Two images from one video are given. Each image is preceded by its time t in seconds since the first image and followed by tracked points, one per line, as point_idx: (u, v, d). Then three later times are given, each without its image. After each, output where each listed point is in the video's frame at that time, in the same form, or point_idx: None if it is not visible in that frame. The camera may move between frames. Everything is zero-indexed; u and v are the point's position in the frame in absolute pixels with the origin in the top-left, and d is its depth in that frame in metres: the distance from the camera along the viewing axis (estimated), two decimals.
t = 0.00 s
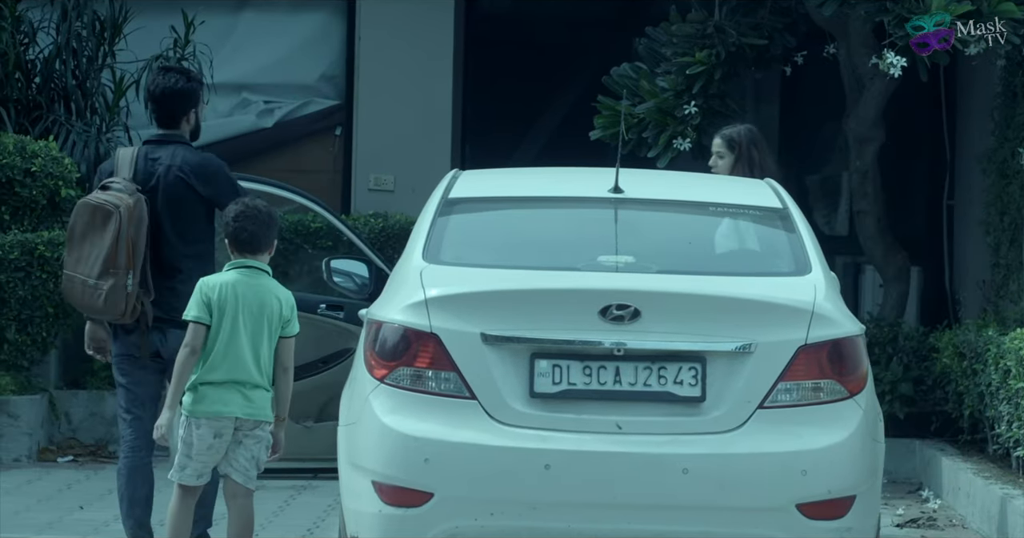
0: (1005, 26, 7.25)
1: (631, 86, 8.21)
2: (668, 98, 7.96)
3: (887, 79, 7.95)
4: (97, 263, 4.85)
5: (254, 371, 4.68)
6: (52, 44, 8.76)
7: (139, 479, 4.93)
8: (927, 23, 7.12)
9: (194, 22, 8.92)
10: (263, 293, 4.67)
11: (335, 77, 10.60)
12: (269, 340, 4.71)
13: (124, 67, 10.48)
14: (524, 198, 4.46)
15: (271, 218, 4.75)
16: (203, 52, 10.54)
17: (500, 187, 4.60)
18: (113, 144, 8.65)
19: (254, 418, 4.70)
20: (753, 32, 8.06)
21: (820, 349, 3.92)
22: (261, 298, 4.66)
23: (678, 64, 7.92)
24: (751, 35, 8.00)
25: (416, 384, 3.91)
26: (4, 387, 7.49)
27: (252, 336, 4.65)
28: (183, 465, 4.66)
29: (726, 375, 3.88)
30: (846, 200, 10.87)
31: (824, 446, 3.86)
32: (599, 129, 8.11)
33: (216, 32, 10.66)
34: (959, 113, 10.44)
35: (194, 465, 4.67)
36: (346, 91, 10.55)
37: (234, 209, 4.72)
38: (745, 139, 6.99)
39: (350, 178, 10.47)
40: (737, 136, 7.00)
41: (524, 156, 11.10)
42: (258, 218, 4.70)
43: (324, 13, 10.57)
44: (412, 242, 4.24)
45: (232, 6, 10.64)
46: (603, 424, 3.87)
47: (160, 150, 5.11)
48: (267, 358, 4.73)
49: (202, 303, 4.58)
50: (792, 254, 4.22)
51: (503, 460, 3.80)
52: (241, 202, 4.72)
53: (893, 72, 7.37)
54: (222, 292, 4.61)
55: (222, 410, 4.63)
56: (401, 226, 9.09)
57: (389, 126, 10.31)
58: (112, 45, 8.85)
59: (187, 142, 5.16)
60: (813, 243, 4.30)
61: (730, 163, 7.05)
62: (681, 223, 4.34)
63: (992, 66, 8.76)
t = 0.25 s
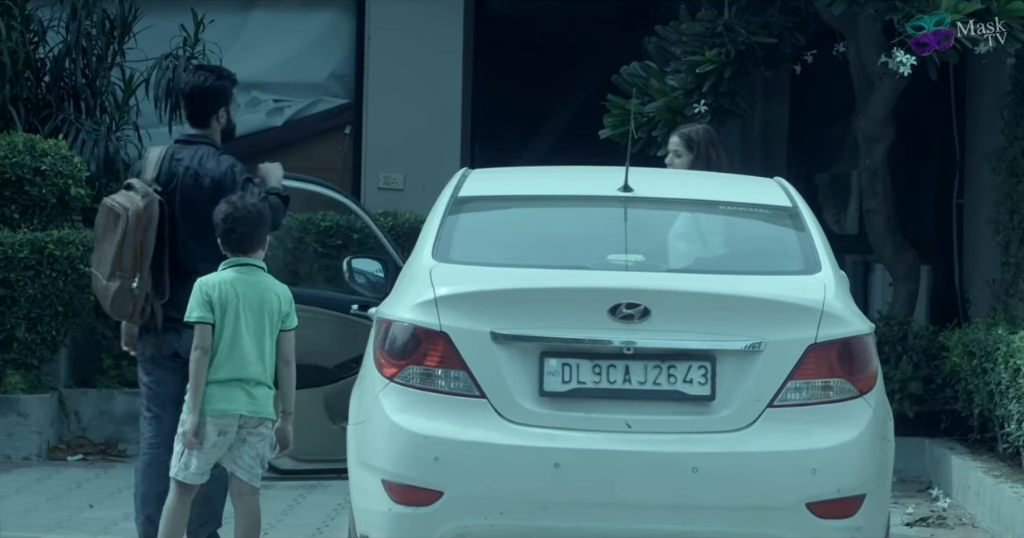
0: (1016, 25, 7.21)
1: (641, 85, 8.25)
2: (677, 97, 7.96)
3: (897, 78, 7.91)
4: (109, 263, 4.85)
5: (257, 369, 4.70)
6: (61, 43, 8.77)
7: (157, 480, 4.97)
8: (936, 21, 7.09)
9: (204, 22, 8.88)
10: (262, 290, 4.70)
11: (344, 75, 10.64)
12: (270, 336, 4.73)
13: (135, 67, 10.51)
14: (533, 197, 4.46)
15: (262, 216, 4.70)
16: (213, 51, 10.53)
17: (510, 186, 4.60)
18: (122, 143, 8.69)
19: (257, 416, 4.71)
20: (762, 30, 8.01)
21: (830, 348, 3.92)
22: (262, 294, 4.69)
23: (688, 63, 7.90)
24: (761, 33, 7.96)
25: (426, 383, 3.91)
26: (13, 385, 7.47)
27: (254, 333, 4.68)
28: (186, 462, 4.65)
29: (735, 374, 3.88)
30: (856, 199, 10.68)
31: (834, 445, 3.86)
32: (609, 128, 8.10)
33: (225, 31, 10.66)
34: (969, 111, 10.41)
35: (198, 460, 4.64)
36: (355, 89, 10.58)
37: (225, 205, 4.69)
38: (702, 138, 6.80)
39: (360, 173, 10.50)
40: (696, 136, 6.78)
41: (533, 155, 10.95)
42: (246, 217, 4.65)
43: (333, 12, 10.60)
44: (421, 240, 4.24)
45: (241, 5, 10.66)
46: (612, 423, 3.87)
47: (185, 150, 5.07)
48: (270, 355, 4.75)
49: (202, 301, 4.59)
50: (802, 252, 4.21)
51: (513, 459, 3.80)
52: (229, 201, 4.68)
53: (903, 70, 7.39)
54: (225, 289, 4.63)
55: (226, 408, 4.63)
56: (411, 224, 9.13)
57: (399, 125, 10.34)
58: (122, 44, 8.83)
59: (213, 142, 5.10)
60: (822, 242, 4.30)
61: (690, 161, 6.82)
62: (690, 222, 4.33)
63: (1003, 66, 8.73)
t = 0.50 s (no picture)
0: None
1: (658, 83, 8.17)
2: (694, 94, 7.94)
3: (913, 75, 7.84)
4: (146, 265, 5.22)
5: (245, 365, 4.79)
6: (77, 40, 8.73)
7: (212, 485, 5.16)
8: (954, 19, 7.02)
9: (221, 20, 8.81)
10: (246, 287, 4.80)
11: (361, 73, 10.40)
12: (256, 333, 4.83)
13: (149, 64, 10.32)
14: (549, 195, 4.46)
15: (240, 213, 4.80)
16: (229, 48, 10.32)
17: (526, 183, 4.60)
18: (138, 141, 8.71)
19: (250, 412, 4.80)
20: (778, 28, 7.95)
21: (846, 346, 3.92)
22: (248, 291, 4.80)
23: (705, 60, 7.88)
24: (777, 31, 7.88)
25: (442, 381, 3.91)
26: (30, 383, 7.49)
27: (242, 331, 4.78)
28: (186, 461, 4.72)
29: (752, 372, 3.88)
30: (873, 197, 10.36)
31: (850, 443, 3.85)
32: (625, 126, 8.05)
33: (241, 29, 10.42)
34: (984, 110, 10.27)
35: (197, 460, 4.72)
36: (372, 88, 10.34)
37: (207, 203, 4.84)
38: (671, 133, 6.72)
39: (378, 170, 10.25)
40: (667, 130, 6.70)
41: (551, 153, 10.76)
42: (228, 215, 4.77)
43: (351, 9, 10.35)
44: (438, 238, 4.25)
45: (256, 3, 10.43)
46: (629, 421, 3.87)
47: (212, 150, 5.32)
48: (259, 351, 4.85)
49: (190, 306, 4.67)
50: (818, 250, 4.21)
51: (529, 456, 3.81)
52: (211, 199, 4.81)
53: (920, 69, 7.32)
54: (210, 289, 4.72)
55: (219, 407, 4.72)
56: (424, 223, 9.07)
57: (413, 126, 10.10)
58: (138, 41, 8.85)
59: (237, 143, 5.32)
60: (839, 239, 4.29)
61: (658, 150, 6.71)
62: (707, 220, 4.33)
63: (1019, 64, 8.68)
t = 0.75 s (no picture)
0: None
1: (677, 79, 7.85)
2: (715, 91, 7.68)
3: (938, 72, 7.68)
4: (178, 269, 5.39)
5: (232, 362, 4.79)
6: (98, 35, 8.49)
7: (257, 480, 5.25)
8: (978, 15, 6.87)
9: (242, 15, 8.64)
10: (227, 282, 4.78)
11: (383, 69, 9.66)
12: (243, 330, 4.82)
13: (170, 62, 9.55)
14: (570, 191, 4.46)
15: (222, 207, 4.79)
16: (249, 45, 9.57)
17: (548, 180, 4.59)
18: (160, 138, 8.43)
19: (239, 407, 4.81)
20: (800, 24, 7.75)
21: (868, 342, 3.92)
22: (229, 286, 4.78)
23: (725, 56, 7.62)
24: (798, 26, 7.68)
25: (464, 377, 3.92)
26: (50, 378, 7.50)
27: (224, 326, 4.77)
28: (182, 457, 4.71)
29: (773, 369, 3.88)
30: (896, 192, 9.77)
31: (872, 439, 3.85)
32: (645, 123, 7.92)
33: (261, 25, 9.67)
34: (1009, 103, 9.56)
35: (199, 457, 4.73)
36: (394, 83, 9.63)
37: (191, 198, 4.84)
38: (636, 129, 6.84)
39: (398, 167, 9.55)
40: (633, 126, 6.82)
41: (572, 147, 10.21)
42: (214, 210, 4.76)
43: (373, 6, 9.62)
44: (459, 235, 4.25)
45: None
46: (651, 417, 3.87)
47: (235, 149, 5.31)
48: (245, 345, 4.84)
49: (173, 303, 4.67)
50: (840, 247, 4.21)
51: (551, 453, 3.81)
52: (194, 194, 4.80)
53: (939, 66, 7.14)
54: (189, 288, 4.71)
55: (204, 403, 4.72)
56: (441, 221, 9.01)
57: (431, 124, 9.32)
58: (161, 38, 8.48)
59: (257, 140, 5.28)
60: (860, 236, 4.29)
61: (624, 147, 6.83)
62: (728, 216, 4.33)
63: None
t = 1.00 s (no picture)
0: None
1: (704, 77, 7.79)
2: (741, 88, 7.58)
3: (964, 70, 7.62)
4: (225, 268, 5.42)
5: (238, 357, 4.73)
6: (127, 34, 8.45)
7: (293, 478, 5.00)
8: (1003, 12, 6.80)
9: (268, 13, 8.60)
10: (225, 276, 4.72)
11: (408, 67, 9.57)
12: (244, 321, 4.77)
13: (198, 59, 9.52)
14: (597, 188, 4.46)
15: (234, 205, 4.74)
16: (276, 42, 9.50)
17: (575, 177, 4.60)
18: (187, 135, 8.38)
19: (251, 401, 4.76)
20: (826, 21, 7.69)
21: (895, 340, 3.92)
22: (229, 281, 4.71)
23: (751, 53, 7.55)
24: (825, 24, 7.63)
25: (491, 374, 3.93)
26: (77, 375, 7.52)
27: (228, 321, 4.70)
28: (207, 455, 4.67)
29: (800, 366, 3.88)
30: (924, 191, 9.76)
31: (899, 437, 3.84)
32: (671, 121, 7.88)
33: (289, 21, 9.61)
34: None
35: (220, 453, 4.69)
36: (421, 80, 9.53)
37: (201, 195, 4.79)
38: (597, 119, 6.96)
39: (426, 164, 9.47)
40: (594, 115, 6.94)
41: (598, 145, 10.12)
42: (226, 208, 4.72)
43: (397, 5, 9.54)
44: (487, 232, 4.27)
45: None
46: (677, 415, 3.87)
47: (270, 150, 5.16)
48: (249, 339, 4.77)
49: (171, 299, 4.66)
50: (867, 244, 4.21)
51: (578, 450, 3.81)
52: (207, 191, 4.75)
53: (966, 62, 7.00)
54: (189, 283, 4.67)
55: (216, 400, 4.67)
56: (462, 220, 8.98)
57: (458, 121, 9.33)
58: (187, 35, 8.46)
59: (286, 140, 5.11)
60: (888, 234, 4.29)
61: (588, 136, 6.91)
62: (755, 213, 4.33)
63: None
